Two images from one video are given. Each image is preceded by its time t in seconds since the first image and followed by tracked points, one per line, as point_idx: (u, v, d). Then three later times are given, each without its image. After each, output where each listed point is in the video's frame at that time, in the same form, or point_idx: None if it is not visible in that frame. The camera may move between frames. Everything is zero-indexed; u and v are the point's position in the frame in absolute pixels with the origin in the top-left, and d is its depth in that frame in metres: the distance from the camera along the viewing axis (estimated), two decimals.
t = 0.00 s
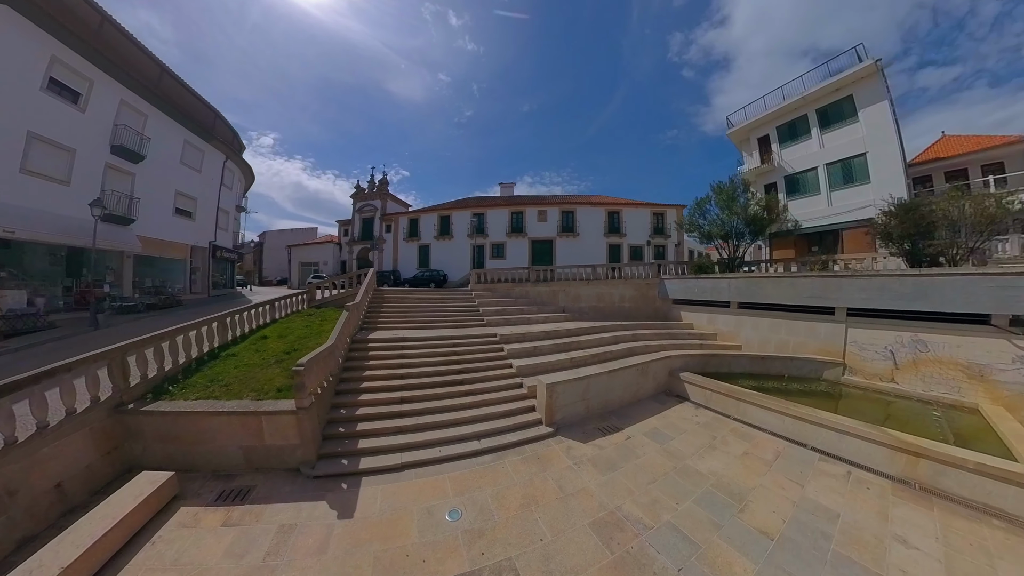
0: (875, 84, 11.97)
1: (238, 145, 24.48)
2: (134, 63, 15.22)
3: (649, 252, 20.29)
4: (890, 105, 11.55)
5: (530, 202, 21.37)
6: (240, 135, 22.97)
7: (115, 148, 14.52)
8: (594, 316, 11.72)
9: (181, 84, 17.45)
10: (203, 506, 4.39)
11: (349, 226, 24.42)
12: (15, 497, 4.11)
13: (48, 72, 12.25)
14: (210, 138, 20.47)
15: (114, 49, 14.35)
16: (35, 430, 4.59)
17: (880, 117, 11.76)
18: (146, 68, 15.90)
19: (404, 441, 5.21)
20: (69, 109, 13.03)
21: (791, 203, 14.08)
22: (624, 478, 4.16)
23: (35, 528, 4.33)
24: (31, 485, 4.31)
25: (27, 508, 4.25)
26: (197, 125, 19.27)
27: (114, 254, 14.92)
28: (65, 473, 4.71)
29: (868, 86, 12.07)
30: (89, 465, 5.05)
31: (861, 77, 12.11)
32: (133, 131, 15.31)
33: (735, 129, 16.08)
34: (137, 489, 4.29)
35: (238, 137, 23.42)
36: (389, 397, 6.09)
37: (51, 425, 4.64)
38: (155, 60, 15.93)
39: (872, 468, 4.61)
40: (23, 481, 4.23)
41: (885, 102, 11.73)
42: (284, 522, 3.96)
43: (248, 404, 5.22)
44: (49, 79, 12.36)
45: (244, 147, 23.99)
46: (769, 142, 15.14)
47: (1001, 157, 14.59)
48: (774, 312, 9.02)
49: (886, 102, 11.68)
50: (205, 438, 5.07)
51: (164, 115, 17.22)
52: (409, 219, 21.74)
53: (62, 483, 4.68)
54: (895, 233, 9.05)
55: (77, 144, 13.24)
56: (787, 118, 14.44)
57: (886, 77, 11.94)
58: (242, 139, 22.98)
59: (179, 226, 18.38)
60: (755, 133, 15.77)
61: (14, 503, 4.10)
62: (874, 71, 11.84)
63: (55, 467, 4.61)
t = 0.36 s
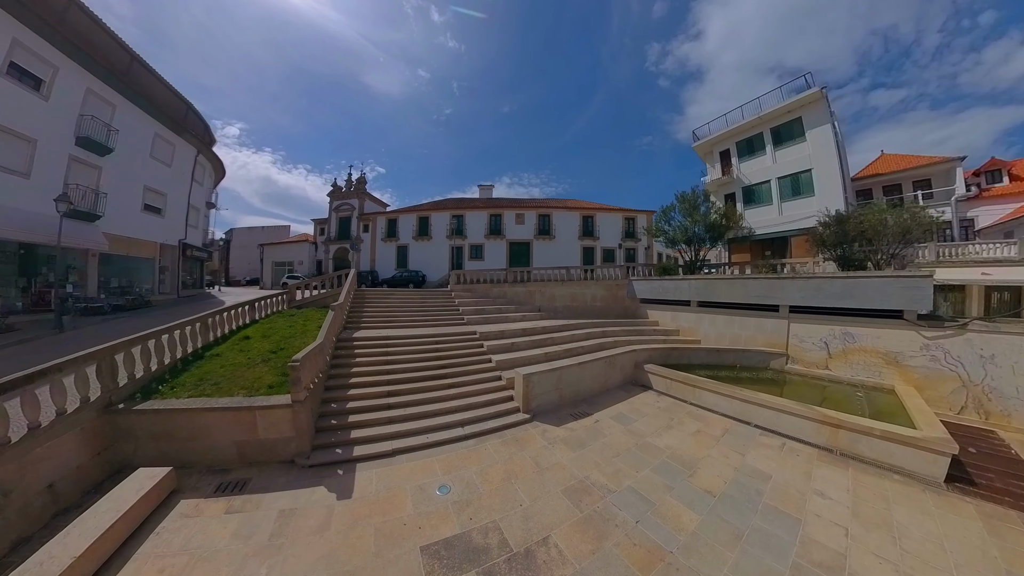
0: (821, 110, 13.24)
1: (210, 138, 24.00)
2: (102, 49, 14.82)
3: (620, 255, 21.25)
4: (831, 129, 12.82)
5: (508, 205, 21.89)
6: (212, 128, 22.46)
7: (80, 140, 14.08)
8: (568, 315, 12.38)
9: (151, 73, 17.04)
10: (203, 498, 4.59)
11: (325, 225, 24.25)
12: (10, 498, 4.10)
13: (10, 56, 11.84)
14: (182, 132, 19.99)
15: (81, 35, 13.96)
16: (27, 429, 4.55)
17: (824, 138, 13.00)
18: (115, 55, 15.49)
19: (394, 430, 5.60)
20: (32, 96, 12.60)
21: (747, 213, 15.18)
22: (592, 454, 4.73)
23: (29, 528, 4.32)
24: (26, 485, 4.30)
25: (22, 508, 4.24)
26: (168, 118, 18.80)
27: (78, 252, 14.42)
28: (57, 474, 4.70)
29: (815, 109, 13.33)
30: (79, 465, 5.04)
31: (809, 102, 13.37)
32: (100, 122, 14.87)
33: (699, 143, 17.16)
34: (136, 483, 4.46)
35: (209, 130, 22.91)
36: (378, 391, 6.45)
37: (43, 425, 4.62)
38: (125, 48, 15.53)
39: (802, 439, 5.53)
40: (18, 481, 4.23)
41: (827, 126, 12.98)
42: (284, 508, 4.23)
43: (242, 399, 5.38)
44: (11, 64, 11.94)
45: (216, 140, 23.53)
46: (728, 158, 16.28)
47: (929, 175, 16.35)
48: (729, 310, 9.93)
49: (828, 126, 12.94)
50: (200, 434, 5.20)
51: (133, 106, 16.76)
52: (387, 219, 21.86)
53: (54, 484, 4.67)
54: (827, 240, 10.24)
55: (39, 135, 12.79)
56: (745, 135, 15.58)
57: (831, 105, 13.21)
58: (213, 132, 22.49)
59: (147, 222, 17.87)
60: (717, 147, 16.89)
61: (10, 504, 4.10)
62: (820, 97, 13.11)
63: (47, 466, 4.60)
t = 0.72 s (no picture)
0: (773, 129, 14.40)
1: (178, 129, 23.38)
2: (66, 36, 14.39)
3: (593, 257, 22.13)
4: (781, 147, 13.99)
5: (485, 207, 22.34)
6: (179, 120, 21.88)
7: (40, 131, 13.62)
8: (540, 314, 12.98)
9: (117, 61, 16.60)
10: (195, 490, 4.73)
11: (299, 224, 23.96)
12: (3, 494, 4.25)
13: None
14: (148, 124, 19.46)
15: (46, 21, 13.55)
16: (16, 428, 4.67)
17: (774, 154, 14.18)
18: (81, 42, 15.04)
19: (378, 421, 6.01)
20: None
21: (708, 219, 16.25)
22: (559, 436, 5.32)
23: (22, 525, 4.46)
24: (17, 483, 4.42)
25: (14, 504, 4.37)
26: (133, 108, 18.28)
27: (37, 250, 13.93)
28: (46, 472, 4.83)
29: (768, 127, 14.50)
30: (67, 464, 5.18)
31: (763, 121, 14.52)
32: (63, 113, 14.44)
33: (666, 153, 18.14)
34: (130, 477, 4.57)
35: (176, 122, 22.31)
36: (361, 386, 6.84)
37: (33, 423, 4.75)
38: (92, 36, 15.11)
39: (745, 421, 6.35)
40: (10, 479, 4.35)
41: (777, 143, 14.16)
42: (279, 491, 4.53)
43: (230, 395, 5.58)
44: None
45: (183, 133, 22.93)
46: (691, 169, 17.31)
47: (869, 188, 17.92)
48: (688, 308, 10.98)
49: (778, 143, 14.12)
50: (187, 430, 5.29)
51: (97, 95, 16.28)
52: (364, 220, 21.89)
53: (44, 482, 4.80)
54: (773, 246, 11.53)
55: None
56: (707, 147, 16.64)
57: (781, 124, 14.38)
58: (180, 124, 21.90)
59: (110, 218, 17.35)
60: (682, 157, 17.92)
61: (4, 499, 4.25)
62: (772, 117, 14.28)
63: (36, 465, 4.72)
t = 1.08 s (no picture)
0: (730, 143, 15.51)
1: (142, 120, 22.71)
2: (21, 19, 13.91)
3: (565, 258, 22.91)
4: (735, 160, 15.14)
5: (460, 209, 22.73)
6: (144, 111, 21.28)
7: None
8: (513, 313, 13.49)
9: (76, 47, 16.09)
10: (181, 480, 4.99)
11: (270, 222, 23.61)
12: None
13: None
14: (110, 115, 18.88)
15: None
16: None
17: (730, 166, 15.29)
18: (37, 27, 14.55)
19: (357, 413, 6.38)
20: None
21: (670, 224, 17.18)
22: (525, 422, 5.88)
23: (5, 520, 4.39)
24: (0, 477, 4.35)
25: None
26: (94, 98, 17.72)
27: None
28: (27, 468, 4.75)
29: (725, 141, 15.60)
30: (45, 462, 5.03)
31: (720, 135, 15.59)
32: (17, 100, 13.94)
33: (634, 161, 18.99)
34: (115, 469, 4.74)
35: (140, 113, 21.66)
36: (339, 381, 7.17)
37: (14, 420, 4.65)
38: (51, 19, 14.68)
39: (693, 407, 7.09)
40: None
41: (734, 156, 15.29)
42: (262, 477, 4.86)
43: (212, 391, 5.84)
44: None
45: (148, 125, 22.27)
46: (657, 178, 18.25)
47: (817, 199, 20.04)
48: (648, 307, 11.86)
49: (734, 157, 15.26)
50: (170, 425, 5.51)
51: (55, 83, 15.75)
52: (338, 219, 21.86)
53: (24, 478, 4.71)
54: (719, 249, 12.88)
55: None
56: (671, 157, 17.62)
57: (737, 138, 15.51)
58: (145, 115, 21.29)
59: (68, 214, 16.78)
60: (647, 166, 18.85)
61: None
62: (729, 132, 15.38)
63: (17, 462, 4.62)
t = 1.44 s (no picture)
0: (689, 153, 16.54)
1: (99, 109, 21.83)
2: None
3: (537, 259, 23.58)
4: (694, 170, 16.19)
5: (434, 210, 23.00)
6: (102, 101, 20.53)
7: None
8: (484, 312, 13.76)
9: (31, 31, 15.50)
10: (158, 472, 5.21)
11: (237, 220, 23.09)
12: None
13: None
14: (67, 105, 18.18)
15: None
16: None
17: (690, 176, 16.28)
18: None
19: (330, 406, 6.73)
20: None
21: (635, 228, 18.06)
22: (489, 414, 6.43)
23: None
24: None
25: None
26: (49, 86, 17.04)
27: None
28: None
29: (686, 151, 16.59)
30: (15, 462, 4.89)
31: (680, 146, 16.59)
32: None
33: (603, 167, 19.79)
34: (91, 463, 4.90)
35: (96, 101, 20.80)
36: (312, 377, 7.46)
37: None
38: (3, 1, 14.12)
39: (645, 396, 7.78)
40: None
41: (692, 167, 16.34)
42: (239, 466, 5.16)
43: (185, 387, 6.06)
44: None
45: (106, 115, 21.47)
46: (623, 185, 19.12)
47: (772, 207, 21.82)
48: (611, 306, 12.64)
49: (693, 167, 16.31)
50: (144, 422, 5.70)
51: (8, 70, 15.12)
52: (310, 217, 21.71)
53: None
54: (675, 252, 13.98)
55: None
56: (636, 165, 18.52)
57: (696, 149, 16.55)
58: (103, 104, 20.53)
59: (19, 208, 16.08)
60: (614, 172, 19.66)
61: None
62: (689, 144, 16.36)
63: None
